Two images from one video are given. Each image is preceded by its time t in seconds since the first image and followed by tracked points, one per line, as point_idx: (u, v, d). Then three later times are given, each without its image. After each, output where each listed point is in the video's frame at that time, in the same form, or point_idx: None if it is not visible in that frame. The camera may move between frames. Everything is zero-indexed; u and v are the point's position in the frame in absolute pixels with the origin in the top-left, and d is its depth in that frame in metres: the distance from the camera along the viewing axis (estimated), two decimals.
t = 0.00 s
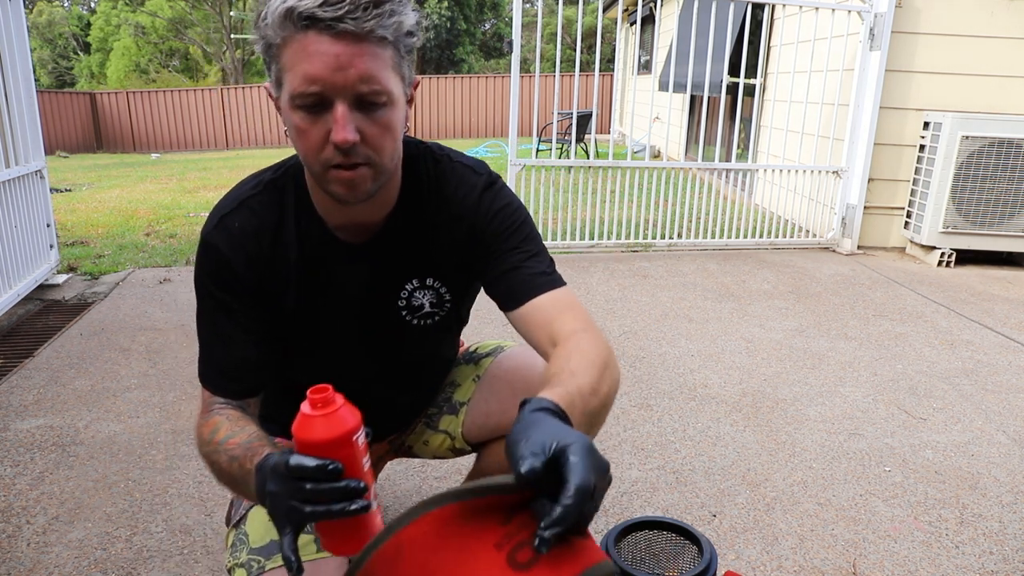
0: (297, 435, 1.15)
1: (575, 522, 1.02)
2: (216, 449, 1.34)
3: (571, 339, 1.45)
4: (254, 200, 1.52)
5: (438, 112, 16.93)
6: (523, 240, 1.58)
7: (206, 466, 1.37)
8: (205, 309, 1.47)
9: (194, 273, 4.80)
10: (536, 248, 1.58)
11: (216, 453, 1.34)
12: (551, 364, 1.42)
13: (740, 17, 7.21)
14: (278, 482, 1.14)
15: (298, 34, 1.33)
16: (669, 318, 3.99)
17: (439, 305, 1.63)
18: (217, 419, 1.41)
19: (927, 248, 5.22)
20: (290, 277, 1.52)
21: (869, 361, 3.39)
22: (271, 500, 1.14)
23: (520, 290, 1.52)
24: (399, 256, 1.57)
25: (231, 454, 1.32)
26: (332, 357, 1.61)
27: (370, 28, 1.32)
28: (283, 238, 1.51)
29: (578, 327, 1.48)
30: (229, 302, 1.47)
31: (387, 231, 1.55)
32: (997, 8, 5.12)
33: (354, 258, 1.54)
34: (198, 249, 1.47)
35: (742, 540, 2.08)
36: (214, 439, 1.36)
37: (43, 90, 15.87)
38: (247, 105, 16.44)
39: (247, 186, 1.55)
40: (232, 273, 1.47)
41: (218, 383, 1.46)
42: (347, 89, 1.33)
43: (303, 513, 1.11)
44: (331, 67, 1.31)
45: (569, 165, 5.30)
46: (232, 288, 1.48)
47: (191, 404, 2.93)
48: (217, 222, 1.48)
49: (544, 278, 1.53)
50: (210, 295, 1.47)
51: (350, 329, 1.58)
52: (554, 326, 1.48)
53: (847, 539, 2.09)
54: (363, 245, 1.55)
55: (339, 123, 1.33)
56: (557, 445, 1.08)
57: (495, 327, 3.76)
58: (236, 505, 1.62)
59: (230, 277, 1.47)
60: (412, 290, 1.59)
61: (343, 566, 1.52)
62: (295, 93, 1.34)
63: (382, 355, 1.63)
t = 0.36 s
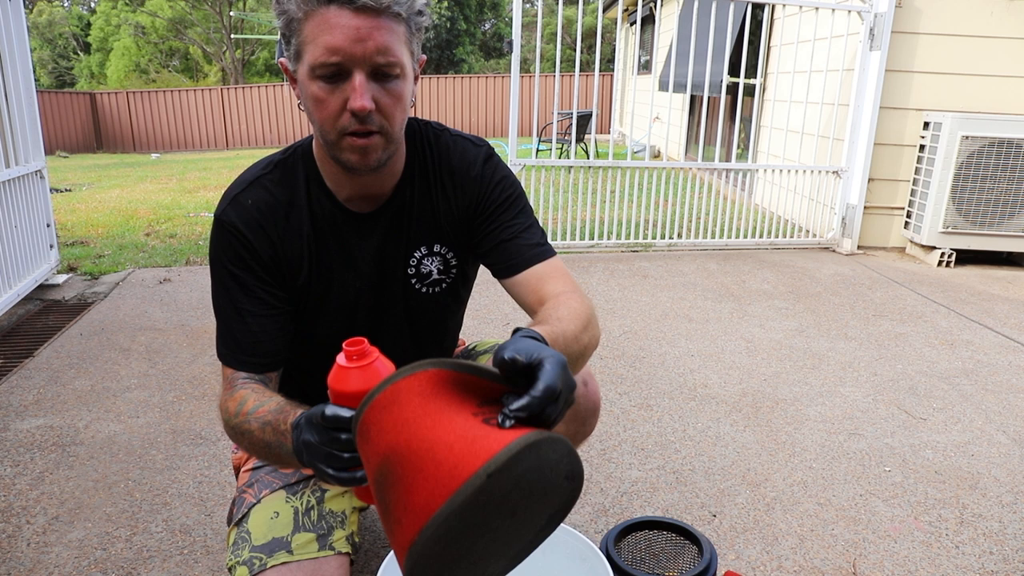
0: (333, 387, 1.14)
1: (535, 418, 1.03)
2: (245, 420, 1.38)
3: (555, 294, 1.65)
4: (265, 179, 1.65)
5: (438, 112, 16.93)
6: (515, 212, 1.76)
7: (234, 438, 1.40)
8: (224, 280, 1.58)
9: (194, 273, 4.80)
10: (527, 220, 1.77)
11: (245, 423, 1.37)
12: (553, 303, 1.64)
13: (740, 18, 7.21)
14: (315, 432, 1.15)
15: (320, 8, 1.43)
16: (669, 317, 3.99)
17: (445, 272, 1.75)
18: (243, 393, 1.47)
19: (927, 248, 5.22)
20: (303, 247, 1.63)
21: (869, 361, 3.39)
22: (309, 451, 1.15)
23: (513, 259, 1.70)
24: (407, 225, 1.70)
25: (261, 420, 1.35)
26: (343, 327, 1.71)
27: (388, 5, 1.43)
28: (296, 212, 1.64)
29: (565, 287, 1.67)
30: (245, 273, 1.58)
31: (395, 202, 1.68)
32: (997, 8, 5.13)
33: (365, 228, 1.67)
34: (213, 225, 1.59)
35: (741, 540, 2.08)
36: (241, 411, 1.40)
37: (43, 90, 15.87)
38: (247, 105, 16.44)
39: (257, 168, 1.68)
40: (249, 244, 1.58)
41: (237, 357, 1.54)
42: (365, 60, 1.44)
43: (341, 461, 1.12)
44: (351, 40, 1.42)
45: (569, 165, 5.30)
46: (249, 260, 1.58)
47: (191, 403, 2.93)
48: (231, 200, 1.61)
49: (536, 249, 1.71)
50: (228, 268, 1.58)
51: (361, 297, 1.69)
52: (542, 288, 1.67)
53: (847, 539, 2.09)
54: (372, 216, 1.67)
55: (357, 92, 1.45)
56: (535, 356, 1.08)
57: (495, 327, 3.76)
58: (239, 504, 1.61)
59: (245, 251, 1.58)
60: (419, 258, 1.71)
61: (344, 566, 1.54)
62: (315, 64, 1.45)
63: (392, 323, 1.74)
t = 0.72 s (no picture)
0: (329, 324, 1.19)
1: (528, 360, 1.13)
2: (243, 386, 1.41)
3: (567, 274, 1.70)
4: (269, 162, 1.67)
5: (438, 112, 16.93)
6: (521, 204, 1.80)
7: (229, 409, 1.43)
8: (223, 260, 1.59)
9: (194, 273, 4.79)
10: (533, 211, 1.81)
11: (241, 391, 1.40)
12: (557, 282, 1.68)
13: (740, 17, 7.22)
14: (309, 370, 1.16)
15: None
16: (668, 317, 3.99)
17: (445, 261, 1.74)
18: (240, 365, 1.49)
19: (927, 248, 5.22)
20: (302, 231, 1.63)
21: (869, 361, 3.39)
22: (304, 392, 1.17)
23: (522, 249, 1.75)
24: (407, 213, 1.70)
25: (256, 385, 1.38)
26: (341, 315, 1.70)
27: None
28: (297, 195, 1.65)
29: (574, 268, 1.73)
30: (246, 252, 1.59)
31: (394, 190, 1.69)
32: (997, 8, 5.13)
33: (366, 213, 1.67)
34: (217, 205, 1.61)
35: (742, 540, 2.08)
36: (239, 379, 1.43)
37: (43, 90, 15.88)
38: (247, 104, 16.44)
39: (262, 153, 1.70)
40: (249, 223, 1.59)
41: (235, 334, 1.54)
42: (364, 43, 1.49)
43: (337, 395, 1.14)
44: (352, 22, 1.48)
45: (569, 165, 5.31)
46: (249, 240, 1.59)
47: (191, 403, 2.93)
48: (235, 181, 1.62)
49: (541, 237, 1.76)
50: (227, 245, 1.58)
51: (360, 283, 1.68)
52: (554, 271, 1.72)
53: (847, 539, 2.09)
54: (375, 202, 1.68)
55: (356, 74, 1.50)
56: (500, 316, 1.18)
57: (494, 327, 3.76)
58: (237, 504, 1.60)
59: (246, 230, 1.59)
60: (420, 246, 1.71)
61: (343, 565, 1.53)
62: (317, 47, 1.51)
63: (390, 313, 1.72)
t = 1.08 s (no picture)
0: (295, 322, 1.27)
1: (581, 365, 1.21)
2: (212, 379, 1.45)
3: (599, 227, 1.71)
4: (262, 158, 1.66)
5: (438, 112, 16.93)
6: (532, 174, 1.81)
7: (201, 401, 1.47)
8: (215, 256, 1.59)
9: (194, 273, 4.80)
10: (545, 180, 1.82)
11: (210, 383, 1.45)
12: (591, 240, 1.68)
13: (740, 17, 7.22)
14: (279, 371, 1.26)
15: None
16: (668, 317, 3.99)
17: (442, 255, 1.73)
18: (215, 358, 1.51)
19: (927, 248, 5.22)
20: (297, 226, 1.64)
21: (869, 361, 3.39)
22: (278, 390, 1.27)
23: (541, 215, 1.76)
24: (405, 206, 1.70)
25: (225, 379, 1.43)
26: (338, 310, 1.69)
27: None
28: (291, 192, 1.65)
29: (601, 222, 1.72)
30: (236, 249, 1.59)
31: (390, 183, 1.70)
32: (997, 8, 5.12)
33: (362, 208, 1.67)
34: (208, 201, 1.61)
35: (742, 540, 2.08)
36: (210, 371, 1.47)
37: (43, 90, 15.88)
38: (247, 104, 16.44)
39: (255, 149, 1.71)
40: (242, 220, 1.60)
41: (214, 328, 1.55)
42: (357, 40, 1.50)
43: (310, 393, 1.24)
44: (345, 20, 1.48)
45: (569, 165, 5.31)
46: (242, 237, 1.60)
47: (191, 404, 2.92)
48: (227, 177, 1.62)
49: (557, 200, 1.78)
50: (218, 242, 1.59)
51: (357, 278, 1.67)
52: (582, 226, 1.74)
53: (847, 539, 2.09)
54: (370, 196, 1.68)
55: (350, 71, 1.50)
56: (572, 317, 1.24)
57: (495, 327, 3.76)
58: (236, 504, 1.60)
59: (237, 227, 1.59)
60: (417, 239, 1.70)
61: (343, 565, 1.54)
62: (311, 45, 1.51)
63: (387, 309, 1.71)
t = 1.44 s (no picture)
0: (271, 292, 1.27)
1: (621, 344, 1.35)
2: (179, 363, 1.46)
3: (528, 291, 1.76)
4: (267, 151, 1.66)
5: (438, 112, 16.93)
6: (505, 205, 1.83)
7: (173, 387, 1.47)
8: (217, 248, 1.57)
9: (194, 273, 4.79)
10: (512, 220, 1.84)
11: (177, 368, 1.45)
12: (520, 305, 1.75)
13: (740, 17, 7.21)
14: (261, 351, 1.27)
15: None
16: (668, 317, 3.99)
17: (444, 251, 1.75)
18: (191, 344, 1.51)
19: (927, 248, 5.22)
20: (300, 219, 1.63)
21: (869, 361, 3.39)
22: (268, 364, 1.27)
23: (495, 251, 1.79)
24: (409, 202, 1.72)
25: (190, 364, 1.44)
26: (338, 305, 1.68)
27: None
28: (295, 186, 1.64)
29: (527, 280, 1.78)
30: (237, 239, 1.58)
31: (395, 179, 1.71)
32: (997, 8, 5.12)
33: (366, 202, 1.67)
34: (212, 191, 1.60)
35: (742, 540, 2.08)
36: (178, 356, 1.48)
37: (43, 90, 15.87)
38: (247, 105, 16.44)
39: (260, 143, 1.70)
40: (246, 212, 1.59)
41: (200, 315, 1.53)
42: (374, 33, 1.51)
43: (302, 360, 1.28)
44: (363, 13, 1.50)
45: (569, 165, 5.30)
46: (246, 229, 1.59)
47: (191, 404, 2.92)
48: (233, 169, 1.62)
49: (510, 245, 1.79)
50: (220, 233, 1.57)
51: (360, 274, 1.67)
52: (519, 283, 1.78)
53: (847, 539, 2.09)
54: (375, 192, 1.68)
55: (364, 63, 1.51)
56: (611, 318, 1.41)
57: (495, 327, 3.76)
58: (236, 505, 1.60)
59: (239, 218, 1.59)
60: (419, 235, 1.72)
61: (343, 565, 1.53)
62: (328, 35, 1.52)
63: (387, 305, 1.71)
